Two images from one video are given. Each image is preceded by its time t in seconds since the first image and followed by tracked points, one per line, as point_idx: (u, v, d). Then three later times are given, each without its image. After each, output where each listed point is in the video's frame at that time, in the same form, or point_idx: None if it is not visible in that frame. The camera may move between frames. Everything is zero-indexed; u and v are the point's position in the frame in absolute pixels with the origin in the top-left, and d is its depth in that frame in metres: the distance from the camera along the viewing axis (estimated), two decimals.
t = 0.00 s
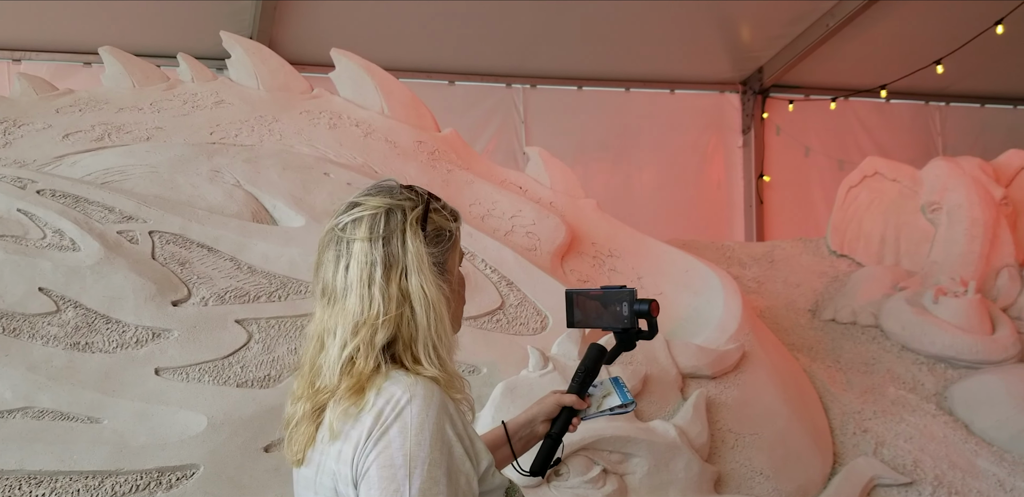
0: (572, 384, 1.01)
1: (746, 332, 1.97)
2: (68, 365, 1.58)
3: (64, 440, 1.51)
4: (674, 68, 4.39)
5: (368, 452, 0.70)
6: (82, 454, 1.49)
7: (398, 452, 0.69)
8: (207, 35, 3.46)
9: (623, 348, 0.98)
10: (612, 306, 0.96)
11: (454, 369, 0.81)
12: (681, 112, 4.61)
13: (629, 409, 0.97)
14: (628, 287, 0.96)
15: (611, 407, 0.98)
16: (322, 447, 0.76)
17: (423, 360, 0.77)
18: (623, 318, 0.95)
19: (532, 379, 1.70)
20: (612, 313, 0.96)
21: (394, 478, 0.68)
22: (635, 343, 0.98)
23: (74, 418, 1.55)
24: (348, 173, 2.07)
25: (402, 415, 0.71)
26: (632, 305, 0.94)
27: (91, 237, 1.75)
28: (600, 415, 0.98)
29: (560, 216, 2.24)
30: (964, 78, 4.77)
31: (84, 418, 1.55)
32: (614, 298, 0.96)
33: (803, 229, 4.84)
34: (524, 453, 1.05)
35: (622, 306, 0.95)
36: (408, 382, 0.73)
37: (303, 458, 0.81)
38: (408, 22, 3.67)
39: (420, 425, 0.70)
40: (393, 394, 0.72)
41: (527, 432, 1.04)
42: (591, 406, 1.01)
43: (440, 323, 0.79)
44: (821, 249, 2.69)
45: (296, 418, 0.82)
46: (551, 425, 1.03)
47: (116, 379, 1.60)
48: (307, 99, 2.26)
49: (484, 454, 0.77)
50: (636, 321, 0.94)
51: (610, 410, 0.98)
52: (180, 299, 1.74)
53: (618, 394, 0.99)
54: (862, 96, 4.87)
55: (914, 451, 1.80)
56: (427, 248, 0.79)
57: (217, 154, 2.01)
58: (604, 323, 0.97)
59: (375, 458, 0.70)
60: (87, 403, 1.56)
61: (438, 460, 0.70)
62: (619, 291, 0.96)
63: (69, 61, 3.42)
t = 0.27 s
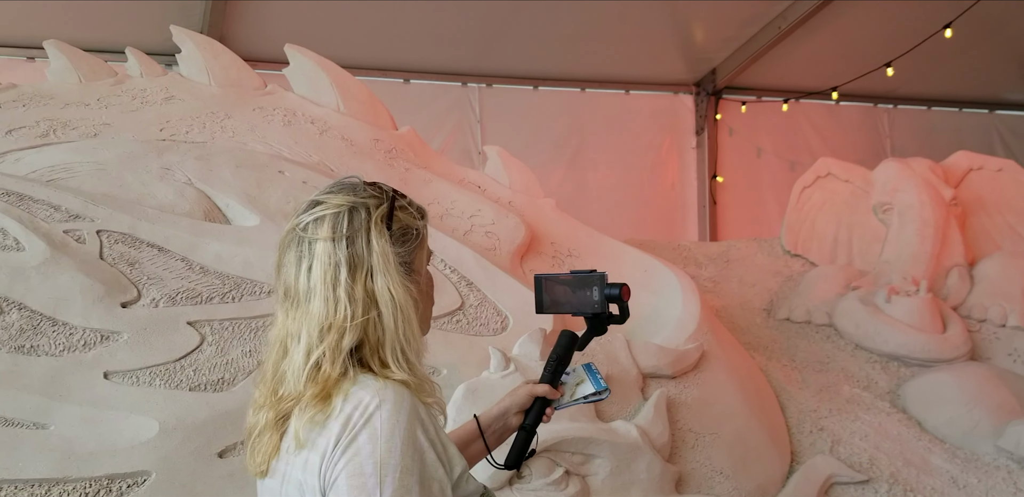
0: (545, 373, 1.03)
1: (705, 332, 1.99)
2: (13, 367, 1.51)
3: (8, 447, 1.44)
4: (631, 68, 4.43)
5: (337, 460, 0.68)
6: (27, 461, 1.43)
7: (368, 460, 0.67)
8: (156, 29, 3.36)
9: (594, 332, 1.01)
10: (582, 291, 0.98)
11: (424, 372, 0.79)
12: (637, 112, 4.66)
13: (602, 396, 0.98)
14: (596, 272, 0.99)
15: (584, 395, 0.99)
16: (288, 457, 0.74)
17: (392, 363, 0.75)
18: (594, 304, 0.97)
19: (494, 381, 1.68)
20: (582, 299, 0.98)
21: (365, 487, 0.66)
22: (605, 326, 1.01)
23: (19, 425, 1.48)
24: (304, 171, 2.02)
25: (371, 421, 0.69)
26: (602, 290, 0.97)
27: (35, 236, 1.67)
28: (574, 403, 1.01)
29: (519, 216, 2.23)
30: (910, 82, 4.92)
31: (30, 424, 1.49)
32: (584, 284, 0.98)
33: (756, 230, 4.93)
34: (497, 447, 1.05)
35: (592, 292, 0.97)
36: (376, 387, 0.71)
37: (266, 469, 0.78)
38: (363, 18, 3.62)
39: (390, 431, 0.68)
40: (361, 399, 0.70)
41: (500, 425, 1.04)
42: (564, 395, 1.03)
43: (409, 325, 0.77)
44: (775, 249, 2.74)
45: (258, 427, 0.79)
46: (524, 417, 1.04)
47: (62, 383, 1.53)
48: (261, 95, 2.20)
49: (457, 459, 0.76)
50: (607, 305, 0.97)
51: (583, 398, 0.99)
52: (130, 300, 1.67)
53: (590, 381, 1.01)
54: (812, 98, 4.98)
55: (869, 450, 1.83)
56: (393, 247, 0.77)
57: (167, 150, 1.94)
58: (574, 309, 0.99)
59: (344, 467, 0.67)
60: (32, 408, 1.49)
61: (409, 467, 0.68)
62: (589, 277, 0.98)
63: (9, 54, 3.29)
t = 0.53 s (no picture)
0: (516, 362, 1.00)
1: (668, 329, 1.99)
2: None
3: None
4: (593, 67, 4.43)
5: (293, 468, 0.65)
6: None
7: (327, 467, 0.64)
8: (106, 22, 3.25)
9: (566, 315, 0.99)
10: (553, 273, 0.96)
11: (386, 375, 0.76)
12: (598, 111, 4.67)
13: (575, 383, 0.97)
14: (567, 255, 0.97)
15: (557, 383, 0.98)
16: (241, 467, 0.70)
17: (351, 364, 0.72)
18: (566, 286, 0.95)
19: (457, 381, 1.64)
20: (553, 282, 0.96)
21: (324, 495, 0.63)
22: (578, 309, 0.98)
23: None
24: (260, 167, 1.96)
25: (330, 425, 0.65)
26: (574, 271, 0.95)
27: None
28: (546, 391, 0.98)
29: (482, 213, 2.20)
30: (865, 82, 5.02)
31: None
32: (555, 266, 0.96)
33: (717, 228, 4.98)
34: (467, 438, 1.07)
35: (564, 274, 0.95)
36: (335, 389, 0.68)
37: (218, 481, 0.74)
38: (322, 13, 3.55)
39: (350, 436, 0.65)
40: (318, 403, 0.67)
41: (470, 417, 1.05)
42: (535, 383, 1.01)
43: (370, 323, 0.74)
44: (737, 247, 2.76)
45: (209, 437, 0.75)
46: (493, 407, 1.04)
47: (7, 386, 1.45)
48: (215, 89, 2.13)
49: (423, 466, 0.73)
50: (579, 288, 0.95)
51: (556, 386, 0.98)
52: (79, 300, 1.59)
53: (562, 368, 0.99)
54: (771, 97, 5.05)
55: (832, 447, 1.85)
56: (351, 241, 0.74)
57: (118, 145, 1.87)
58: (545, 292, 0.96)
59: (300, 475, 0.64)
60: None
61: (371, 473, 0.65)
62: (561, 258, 0.96)
63: None
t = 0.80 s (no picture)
0: (490, 356, 0.97)
1: (641, 330, 1.97)
2: None
3: None
4: (564, 66, 4.41)
5: (236, 487, 0.63)
6: None
7: (272, 486, 0.62)
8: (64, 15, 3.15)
9: (542, 306, 0.96)
10: (527, 260, 0.94)
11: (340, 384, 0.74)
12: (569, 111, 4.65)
13: (551, 376, 0.94)
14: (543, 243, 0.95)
15: (533, 377, 0.95)
16: (182, 483, 0.68)
17: (301, 373, 0.70)
18: (542, 275, 0.93)
19: (426, 384, 1.60)
20: (528, 270, 0.94)
21: None
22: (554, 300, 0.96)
23: None
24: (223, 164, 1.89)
25: (276, 442, 0.64)
26: (549, 259, 0.93)
27: None
28: (521, 386, 0.95)
29: (452, 212, 2.16)
30: (832, 84, 5.08)
31: None
32: (529, 254, 0.94)
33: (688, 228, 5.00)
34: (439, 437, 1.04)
35: (539, 262, 0.93)
36: (282, 403, 0.66)
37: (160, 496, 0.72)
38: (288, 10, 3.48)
39: (298, 454, 0.63)
40: (264, 418, 0.65)
41: (441, 415, 1.03)
42: (511, 378, 0.98)
43: (322, 330, 0.72)
44: (709, 247, 2.76)
45: (150, 450, 0.73)
46: (465, 404, 1.01)
47: None
48: (178, 84, 2.06)
49: (382, 480, 0.71)
50: (555, 277, 0.93)
51: (531, 380, 0.95)
52: (33, 302, 1.52)
53: (538, 362, 0.96)
54: (741, 98, 5.08)
55: (805, 449, 1.84)
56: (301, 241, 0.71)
57: (76, 142, 1.79)
58: (519, 281, 0.95)
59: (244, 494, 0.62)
60: None
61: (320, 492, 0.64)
62: (536, 246, 0.94)
63: None
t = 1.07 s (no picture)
0: (466, 354, 0.93)
1: (617, 332, 1.95)
2: None
3: None
4: (539, 66, 4.39)
5: None
6: None
7: None
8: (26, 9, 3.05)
9: (521, 300, 0.94)
10: (506, 254, 0.91)
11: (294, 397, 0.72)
12: (544, 111, 4.63)
13: (530, 376, 0.91)
14: (524, 235, 0.91)
15: (511, 377, 0.92)
16: None
17: (251, 386, 0.68)
18: (522, 269, 0.90)
19: (399, 388, 1.56)
20: (508, 264, 0.91)
21: None
22: (534, 294, 0.93)
23: None
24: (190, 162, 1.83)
25: (222, 461, 0.61)
26: (530, 253, 0.90)
27: None
28: (499, 385, 0.92)
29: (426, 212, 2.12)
30: (805, 86, 5.12)
31: None
32: (509, 248, 0.91)
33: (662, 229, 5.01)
34: (413, 440, 1.00)
35: (519, 256, 0.90)
36: (229, 419, 0.64)
37: None
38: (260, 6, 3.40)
39: (246, 473, 0.61)
40: (209, 435, 0.63)
41: (414, 418, 0.99)
42: (488, 377, 0.95)
43: (275, 340, 0.70)
44: (684, 247, 2.75)
45: (90, 470, 0.70)
46: (439, 405, 0.97)
47: None
48: (144, 81, 2.00)
49: None
50: (536, 271, 0.90)
51: (510, 380, 0.92)
52: None
53: (517, 360, 0.93)
54: (715, 99, 5.11)
55: (781, 451, 1.84)
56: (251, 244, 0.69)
57: (37, 140, 1.72)
58: (498, 276, 0.92)
59: None
60: None
61: None
62: (516, 239, 0.91)
63: None
